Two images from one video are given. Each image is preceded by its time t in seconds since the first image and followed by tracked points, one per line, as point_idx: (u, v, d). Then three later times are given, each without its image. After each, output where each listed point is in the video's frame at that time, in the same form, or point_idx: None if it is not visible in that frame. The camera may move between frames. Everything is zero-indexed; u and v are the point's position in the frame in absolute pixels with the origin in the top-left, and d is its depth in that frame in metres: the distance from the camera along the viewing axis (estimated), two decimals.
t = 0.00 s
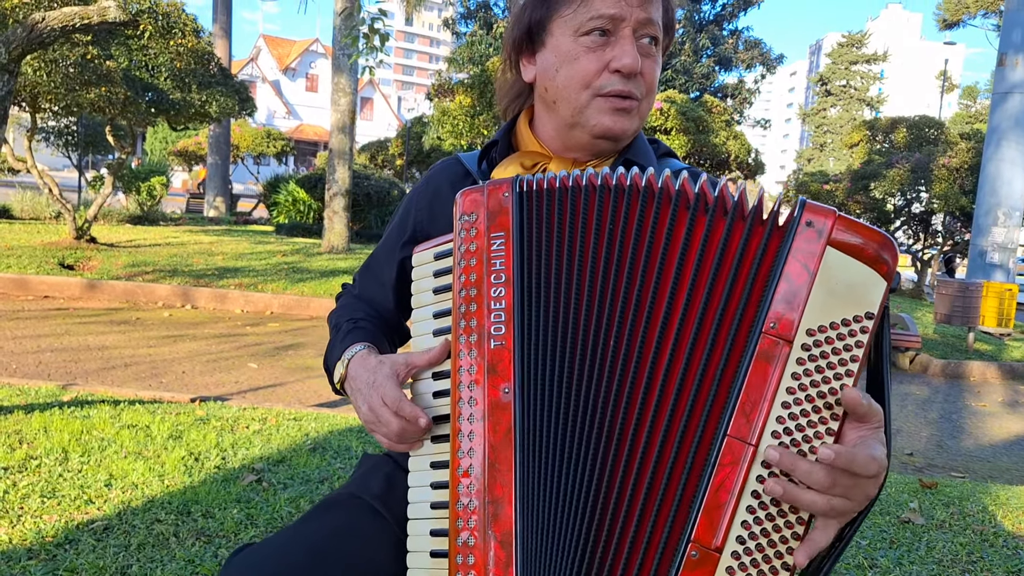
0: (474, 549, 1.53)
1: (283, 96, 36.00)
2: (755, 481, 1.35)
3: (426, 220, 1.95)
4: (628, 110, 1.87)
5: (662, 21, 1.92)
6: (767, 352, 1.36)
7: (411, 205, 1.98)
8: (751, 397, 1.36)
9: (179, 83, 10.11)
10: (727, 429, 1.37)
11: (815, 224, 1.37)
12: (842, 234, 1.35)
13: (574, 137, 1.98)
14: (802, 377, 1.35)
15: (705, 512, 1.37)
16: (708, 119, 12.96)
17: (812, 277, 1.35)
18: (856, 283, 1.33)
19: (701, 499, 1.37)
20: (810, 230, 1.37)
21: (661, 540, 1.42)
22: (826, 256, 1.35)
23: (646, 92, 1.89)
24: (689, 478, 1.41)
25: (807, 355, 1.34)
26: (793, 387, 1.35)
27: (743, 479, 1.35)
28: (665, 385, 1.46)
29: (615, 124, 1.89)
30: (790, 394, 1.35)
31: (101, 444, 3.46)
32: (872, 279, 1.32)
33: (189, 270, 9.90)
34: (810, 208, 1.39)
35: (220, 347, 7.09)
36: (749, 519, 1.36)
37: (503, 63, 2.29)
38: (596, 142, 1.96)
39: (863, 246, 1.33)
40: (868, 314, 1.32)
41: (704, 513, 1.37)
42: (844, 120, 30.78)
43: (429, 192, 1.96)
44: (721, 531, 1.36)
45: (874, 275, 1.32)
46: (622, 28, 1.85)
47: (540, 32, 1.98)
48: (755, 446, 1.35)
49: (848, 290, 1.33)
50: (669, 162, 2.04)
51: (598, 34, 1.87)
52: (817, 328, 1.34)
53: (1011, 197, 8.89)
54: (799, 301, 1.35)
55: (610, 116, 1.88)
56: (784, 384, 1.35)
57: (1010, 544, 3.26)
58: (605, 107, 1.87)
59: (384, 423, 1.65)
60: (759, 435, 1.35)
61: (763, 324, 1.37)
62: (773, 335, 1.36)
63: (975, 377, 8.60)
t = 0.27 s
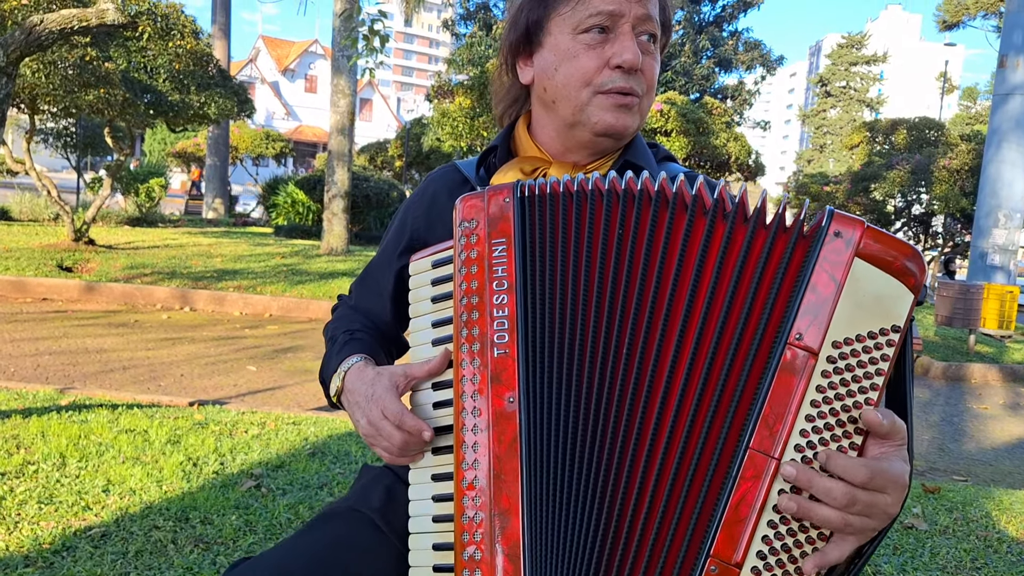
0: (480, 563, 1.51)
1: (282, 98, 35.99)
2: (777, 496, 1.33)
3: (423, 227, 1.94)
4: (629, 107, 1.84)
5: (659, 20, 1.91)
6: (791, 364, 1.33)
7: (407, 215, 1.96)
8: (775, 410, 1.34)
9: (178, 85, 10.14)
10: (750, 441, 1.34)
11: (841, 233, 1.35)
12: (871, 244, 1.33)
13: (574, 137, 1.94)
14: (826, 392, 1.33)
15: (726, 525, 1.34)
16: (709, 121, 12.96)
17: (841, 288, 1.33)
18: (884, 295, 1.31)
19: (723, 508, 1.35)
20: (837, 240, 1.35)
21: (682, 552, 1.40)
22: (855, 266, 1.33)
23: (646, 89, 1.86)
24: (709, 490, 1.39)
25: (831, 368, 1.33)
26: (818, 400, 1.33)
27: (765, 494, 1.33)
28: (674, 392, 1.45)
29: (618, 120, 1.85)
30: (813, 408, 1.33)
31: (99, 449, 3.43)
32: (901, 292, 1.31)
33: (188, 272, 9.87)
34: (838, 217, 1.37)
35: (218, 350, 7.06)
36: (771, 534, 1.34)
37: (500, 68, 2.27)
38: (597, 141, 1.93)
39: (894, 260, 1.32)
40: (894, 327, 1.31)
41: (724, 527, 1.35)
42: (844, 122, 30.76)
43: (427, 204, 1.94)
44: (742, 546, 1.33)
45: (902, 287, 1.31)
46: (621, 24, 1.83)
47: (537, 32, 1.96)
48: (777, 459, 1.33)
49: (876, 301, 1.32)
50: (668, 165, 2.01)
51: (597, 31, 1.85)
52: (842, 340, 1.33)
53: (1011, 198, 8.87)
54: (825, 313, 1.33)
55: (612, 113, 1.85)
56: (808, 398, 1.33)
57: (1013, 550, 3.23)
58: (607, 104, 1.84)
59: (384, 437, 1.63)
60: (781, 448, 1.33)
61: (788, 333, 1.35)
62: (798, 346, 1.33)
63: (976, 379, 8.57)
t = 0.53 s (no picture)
0: None
1: (282, 99, 35.97)
2: (792, 513, 1.32)
3: (414, 238, 1.92)
4: (615, 108, 1.81)
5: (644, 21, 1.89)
6: (804, 377, 1.33)
7: (400, 227, 1.96)
8: (791, 426, 1.33)
9: (178, 86, 10.02)
10: (765, 456, 1.33)
11: (857, 245, 1.34)
12: (888, 257, 1.33)
13: (563, 141, 1.91)
14: (844, 407, 1.32)
15: (740, 542, 1.33)
16: (709, 122, 12.94)
17: (858, 302, 1.32)
18: (901, 308, 1.30)
19: (737, 524, 1.34)
20: (853, 253, 1.34)
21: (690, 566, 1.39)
22: (872, 279, 1.33)
23: (632, 89, 1.84)
24: (721, 506, 1.37)
25: (849, 382, 1.32)
26: (835, 415, 1.32)
27: (781, 510, 1.32)
28: (681, 404, 1.44)
29: (605, 122, 1.82)
30: (831, 422, 1.32)
31: (96, 454, 3.40)
32: (919, 305, 1.30)
33: (187, 274, 9.84)
34: (856, 228, 1.36)
35: (217, 352, 7.03)
36: (786, 553, 1.32)
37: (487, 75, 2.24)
38: (587, 144, 1.89)
39: (911, 273, 1.31)
40: (911, 341, 1.30)
41: (739, 544, 1.33)
42: (844, 123, 30.75)
43: (423, 211, 1.92)
44: (757, 563, 1.32)
45: (919, 300, 1.30)
46: (605, 23, 1.82)
47: (522, 35, 1.94)
48: (793, 476, 1.32)
49: (893, 314, 1.31)
50: (660, 167, 1.96)
51: (582, 31, 1.83)
52: (860, 354, 1.32)
53: (1012, 200, 8.84)
54: (842, 327, 1.32)
55: (599, 114, 1.81)
56: (826, 413, 1.32)
57: (1018, 556, 3.20)
58: (593, 105, 1.81)
59: (378, 450, 1.60)
60: (799, 464, 1.32)
61: (803, 349, 1.34)
62: (815, 361, 1.33)
63: (977, 382, 8.54)
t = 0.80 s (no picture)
0: None
1: (283, 100, 35.95)
2: (791, 512, 1.29)
3: (397, 248, 1.87)
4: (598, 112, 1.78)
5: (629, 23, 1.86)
6: (792, 371, 1.31)
7: (387, 237, 1.90)
8: (780, 424, 1.30)
9: (177, 88, 9.95)
10: (759, 454, 1.31)
11: (833, 232, 1.34)
12: (862, 242, 1.32)
13: (547, 145, 1.88)
14: (832, 396, 1.30)
15: (739, 559, 1.30)
16: (710, 125, 12.91)
17: (836, 287, 1.31)
18: (880, 291, 1.30)
19: (735, 535, 1.31)
20: (829, 238, 1.34)
21: None
22: (848, 263, 1.32)
23: (617, 92, 1.80)
24: (716, 520, 1.34)
25: (834, 371, 1.30)
26: (824, 404, 1.30)
27: (779, 509, 1.29)
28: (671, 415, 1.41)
29: (590, 126, 1.79)
30: (820, 413, 1.30)
31: (91, 459, 3.37)
32: (896, 286, 1.29)
33: (187, 276, 9.81)
34: (827, 214, 1.36)
35: (216, 355, 7.00)
36: (789, 553, 1.29)
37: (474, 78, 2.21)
38: (572, 149, 1.86)
39: (886, 255, 1.30)
40: (892, 322, 1.29)
41: (738, 559, 1.30)
42: (846, 125, 30.70)
43: (403, 221, 1.90)
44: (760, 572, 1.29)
45: (897, 280, 1.29)
46: (589, 27, 1.78)
47: (506, 40, 1.91)
48: (788, 472, 1.29)
49: (872, 298, 1.30)
50: (649, 171, 1.92)
51: (564, 34, 1.79)
52: (842, 340, 1.30)
53: (1014, 204, 8.81)
54: (822, 314, 1.31)
55: (583, 119, 1.78)
56: (814, 403, 1.30)
57: (1022, 565, 3.16)
58: (576, 110, 1.78)
59: (359, 460, 1.58)
60: (792, 460, 1.29)
61: (785, 342, 1.32)
62: (798, 352, 1.31)
63: (979, 386, 8.50)
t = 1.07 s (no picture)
0: None
1: (284, 100, 35.93)
2: (784, 540, 1.26)
3: (385, 260, 1.85)
4: (585, 120, 1.75)
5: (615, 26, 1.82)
6: (784, 395, 1.26)
7: (375, 252, 1.89)
8: (771, 452, 1.26)
9: (177, 88, 10.03)
10: (750, 483, 1.27)
11: (823, 250, 1.29)
12: (853, 262, 1.27)
13: (533, 154, 1.84)
14: (824, 421, 1.26)
15: None
16: (711, 126, 12.88)
17: (826, 309, 1.27)
18: (873, 313, 1.25)
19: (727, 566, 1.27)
20: (818, 258, 1.29)
21: None
22: (838, 285, 1.27)
23: (604, 100, 1.76)
24: (709, 551, 1.31)
25: (826, 395, 1.26)
26: (816, 431, 1.26)
27: (772, 540, 1.25)
28: (662, 442, 1.38)
29: (575, 135, 1.75)
30: (812, 439, 1.26)
31: (85, 464, 3.34)
32: (888, 309, 1.25)
33: (186, 277, 9.78)
34: (817, 236, 1.31)
35: (214, 356, 6.96)
36: None
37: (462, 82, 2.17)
38: (559, 158, 1.82)
39: (876, 275, 1.25)
40: (885, 345, 1.24)
41: None
42: (847, 127, 30.65)
43: (395, 232, 1.88)
44: None
45: (890, 303, 1.25)
46: (574, 33, 1.74)
47: (490, 47, 1.88)
48: (782, 501, 1.25)
49: (865, 319, 1.25)
50: (641, 176, 1.87)
51: (549, 42, 1.76)
52: (834, 365, 1.26)
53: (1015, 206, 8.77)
54: (814, 336, 1.26)
55: (568, 128, 1.75)
56: (805, 429, 1.26)
57: None
58: (561, 118, 1.75)
59: (342, 481, 1.55)
60: (785, 489, 1.26)
61: (776, 364, 1.28)
62: (790, 376, 1.26)
63: (980, 389, 8.46)
